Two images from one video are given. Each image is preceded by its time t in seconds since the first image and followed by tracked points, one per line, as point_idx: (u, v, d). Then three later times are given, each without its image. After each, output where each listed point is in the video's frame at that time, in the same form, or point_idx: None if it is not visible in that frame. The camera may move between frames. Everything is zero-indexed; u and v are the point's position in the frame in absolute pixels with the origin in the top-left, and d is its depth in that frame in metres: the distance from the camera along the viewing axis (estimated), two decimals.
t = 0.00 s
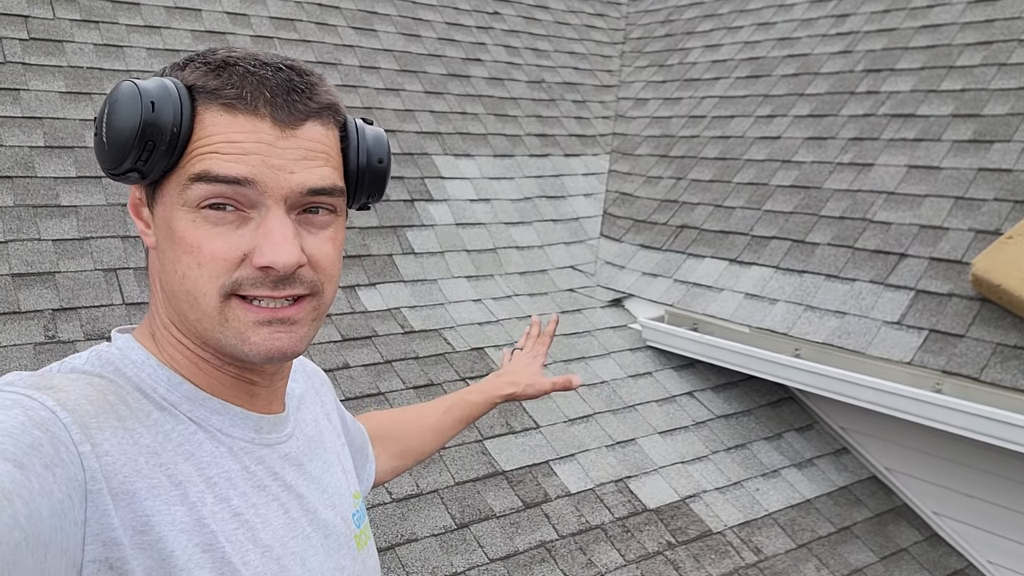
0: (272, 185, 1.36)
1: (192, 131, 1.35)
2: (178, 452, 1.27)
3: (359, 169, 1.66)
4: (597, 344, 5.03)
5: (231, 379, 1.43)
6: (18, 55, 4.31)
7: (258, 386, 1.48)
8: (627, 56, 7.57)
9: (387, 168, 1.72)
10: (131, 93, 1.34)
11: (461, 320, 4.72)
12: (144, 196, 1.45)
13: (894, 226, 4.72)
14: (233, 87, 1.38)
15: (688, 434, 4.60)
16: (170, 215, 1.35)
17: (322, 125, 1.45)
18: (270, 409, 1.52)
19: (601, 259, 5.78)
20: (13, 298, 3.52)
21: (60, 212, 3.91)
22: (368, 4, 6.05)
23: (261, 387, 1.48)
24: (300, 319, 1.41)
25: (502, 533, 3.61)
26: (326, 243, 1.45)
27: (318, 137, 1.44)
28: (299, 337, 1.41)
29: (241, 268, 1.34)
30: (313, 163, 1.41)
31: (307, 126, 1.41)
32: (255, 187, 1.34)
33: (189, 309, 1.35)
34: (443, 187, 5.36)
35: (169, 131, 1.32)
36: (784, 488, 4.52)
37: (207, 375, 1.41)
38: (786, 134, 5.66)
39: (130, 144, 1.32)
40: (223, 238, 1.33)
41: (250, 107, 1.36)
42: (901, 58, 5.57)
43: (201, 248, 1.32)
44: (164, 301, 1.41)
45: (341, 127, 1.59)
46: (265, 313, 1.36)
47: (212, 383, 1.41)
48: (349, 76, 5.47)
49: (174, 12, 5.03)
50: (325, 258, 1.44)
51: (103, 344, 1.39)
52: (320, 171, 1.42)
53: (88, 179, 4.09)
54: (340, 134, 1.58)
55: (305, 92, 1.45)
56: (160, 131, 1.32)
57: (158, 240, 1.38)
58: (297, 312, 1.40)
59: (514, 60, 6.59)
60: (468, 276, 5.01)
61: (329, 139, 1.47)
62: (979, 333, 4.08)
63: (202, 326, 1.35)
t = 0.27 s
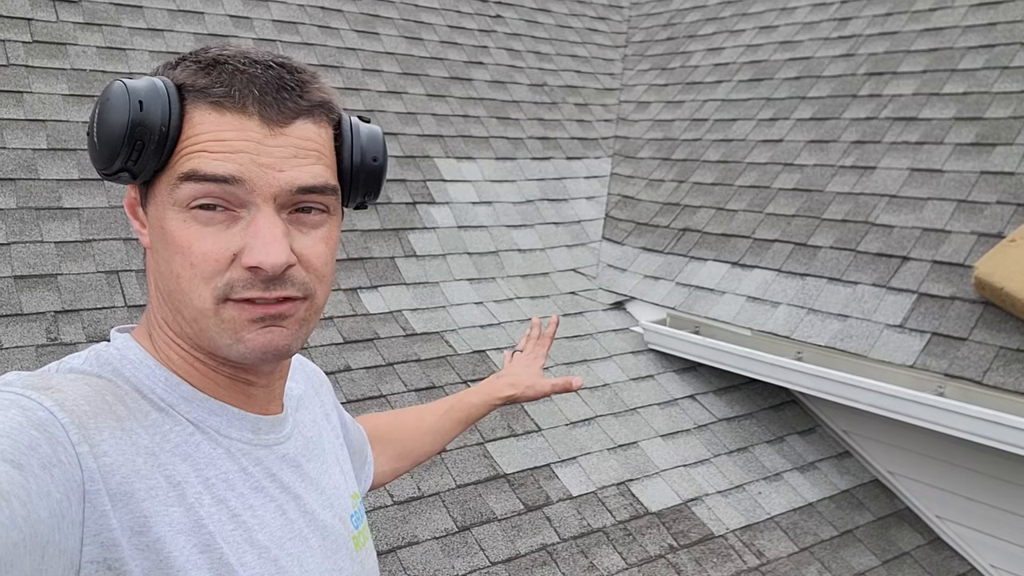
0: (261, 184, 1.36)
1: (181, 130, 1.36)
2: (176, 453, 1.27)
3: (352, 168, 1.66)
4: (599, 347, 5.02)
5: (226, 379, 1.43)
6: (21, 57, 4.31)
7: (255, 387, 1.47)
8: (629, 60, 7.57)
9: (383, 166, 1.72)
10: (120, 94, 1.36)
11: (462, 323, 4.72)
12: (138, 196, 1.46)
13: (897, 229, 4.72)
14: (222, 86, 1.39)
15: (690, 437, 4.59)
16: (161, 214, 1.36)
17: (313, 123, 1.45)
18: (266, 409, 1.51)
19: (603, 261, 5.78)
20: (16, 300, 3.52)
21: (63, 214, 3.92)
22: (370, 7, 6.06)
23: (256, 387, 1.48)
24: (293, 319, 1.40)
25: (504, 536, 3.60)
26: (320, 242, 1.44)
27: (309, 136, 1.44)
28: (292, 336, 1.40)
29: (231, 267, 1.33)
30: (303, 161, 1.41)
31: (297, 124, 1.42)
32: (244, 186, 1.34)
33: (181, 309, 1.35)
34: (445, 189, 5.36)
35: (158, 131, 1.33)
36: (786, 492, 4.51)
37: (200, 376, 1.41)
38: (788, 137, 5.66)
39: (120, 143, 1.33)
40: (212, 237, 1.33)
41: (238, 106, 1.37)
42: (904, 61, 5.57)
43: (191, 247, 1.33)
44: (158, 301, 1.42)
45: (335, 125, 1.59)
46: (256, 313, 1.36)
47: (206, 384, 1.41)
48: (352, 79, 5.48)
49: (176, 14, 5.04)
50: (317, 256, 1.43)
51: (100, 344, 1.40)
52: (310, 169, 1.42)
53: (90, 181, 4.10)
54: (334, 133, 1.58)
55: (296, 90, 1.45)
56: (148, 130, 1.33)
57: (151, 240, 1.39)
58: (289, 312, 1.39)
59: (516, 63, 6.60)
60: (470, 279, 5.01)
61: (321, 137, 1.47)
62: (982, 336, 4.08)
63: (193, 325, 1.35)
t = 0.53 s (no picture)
0: (257, 181, 1.36)
1: (178, 127, 1.37)
2: (175, 449, 1.27)
3: (351, 165, 1.66)
4: (601, 348, 5.02)
5: (222, 378, 1.42)
6: (24, 58, 4.32)
7: (252, 386, 1.47)
8: (631, 61, 7.58)
9: (382, 164, 1.72)
10: (117, 90, 1.37)
11: (465, 324, 4.72)
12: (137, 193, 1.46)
13: (899, 230, 4.71)
14: (218, 82, 1.39)
15: (692, 438, 4.59)
16: (158, 211, 1.36)
17: (311, 120, 1.45)
18: (265, 407, 1.51)
19: (605, 263, 5.78)
20: (18, 300, 3.53)
21: (65, 215, 3.93)
22: (372, 8, 6.07)
23: (253, 386, 1.48)
24: (288, 318, 1.39)
25: (506, 537, 3.60)
26: (316, 241, 1.44)
27: (306, 133, 1.44)
28: (287, 336, 1.40)
29: (226, 265, 1.33)
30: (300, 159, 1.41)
31: (293, 121, 1.42)
32: (239, 183, 1.34)
33: (177, 305, 1.35)
34: (447, 191, 5.37)
35: (153, 127, 1.34)
36: (788, 493, 4.50)
37: (196, 374, 1.40)
38: (790, 139, 5.66)
39: (116, 139, 1.34)
40: (208, 235, 1.33)
41: (235, 102, 1.37)
42: (906, 62, 5.57)
43: (186, 244, 1.33)
44: (155, 298, 1.42)
45: (334, 122, 1.59)
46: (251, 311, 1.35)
47: (203, 381, 1.41)
48: (354, 80, 5.49)
49: (179, 16, 5.05)
50: (313, 255, 1.43)
51: (99, 340, 1.40)
52: (307, 167, 1.42)
53: (92, 182, 4.11)
54: (332, 131, 1.58)
55: (293, 87, 1.45)
56: (145, 127, 1.34)
57: (149, 237, 1.39)
58: (284, 311, 1.38)
59: (518, 64, 6.60)
60: (472, 280, 5.01)
61: (318, 134, 1.47)
62: (985, 337, 4.07)
63: (188, 322, 1.35)
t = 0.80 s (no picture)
0: (262, 179, 1.36)
1: (185, 125, 1.37)
2: (177, 448, 1.27)
3: (356, 165, 1.66)
4: (603, 350, 5.01)
5: (226, 374, 1.43)
6: (26, 61, 4.33)
7: (256, 383, 1.48)
8: (633, 63, 7.58)
9: (387, 165, 1.71)
10: (125, 86, 1.36)
11: (467, 326, 4.71)
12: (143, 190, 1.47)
13: (902, 231, 4.71)
14: (225, 80, 1.39)
15: (694, 441, 4.58)
16: (164, 207, 1.36)
17: (316, 119, 1.45)
18: (268, 406, 1.51)
19: (607, 265, 5.78)
20: (20, 302, 3.53)
21: (68, 217, 3.93)
22: (374, 11, 6.08)
23: (257, 384, 1.48)
24: (291, 317, 1.39)
25: (508, 539, 3.59)
26: (320, 239, 1.44)
27: (312, 132, 1.43)
28: (290, 334, 1.40)
29: (230, 262, 1.33)
30: (305, 158, 1.41)
31: (300, 119, 1.41)
32: (244, 181, 1.34)
33: (181, 302, 1.36)
34: (449, 193, 5.36)
35: (160, 124, 1.34)
36: (791, 495, 4.49)
37: (201, 370, 1.41)
38: (792, 140, 5.66)
39: (124, 136, 1.34)
40: (212, 232, 1.33)
41: (241, 100, 1.37)
42: (908, 64, 5.57)
43: (191, 242, 1.33)
44: (161, 293, 1.42)
45: (340, 122, 1.59)
46: (255, 309, 1.36)
47: (207, 378, 1.41)
48: (356, 82, 5.49)
49: (181, 18, 5.05)
50: (317, 253, 1.42)
51: (104, 338, 1.41)
52: (312, 165, 1.41)
53: (95, 184, 4.11)
54: (339, 130, 1.58)
55: (299, 85, 1.44)
56: (151, 123, 1.34)
57: (154, 233, 1.39)
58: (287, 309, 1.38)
59: (520, 66, 6.61)
60: (474, 282, 5.01)
61: (324, 132, 1.47)
62: (988, 338, 4.06)
63: (193, 319, 1.36)
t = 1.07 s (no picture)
0: (262, 176, 1.35)
1: (185, 122, 1.36)
2: (175, 447, 1.26)
3: (355, 162, 1.65)
4: (604, 352, 5.00)
5: (225, 373, 1.42)
6: (26, 63, 4.33)
7: (255, 382, 1.47)
8: (633, 65, 7.58)
9: (386, 162, 1.70)
10: (125, 84, 1.36)
11: (467, 328, 4.71)
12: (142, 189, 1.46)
13: (902, 233, 4.70)
14: (225, 77, 1.38)
15: (695, 443, 4.57)
16: (164, 205, 1.36)
17: (316, 116, 1.44)
18: (267, 406, 1.50)
19: (607, 267, 5.78)
20: (20, 305, 3.52)
21: (67, 219, 3.92)
22: (374, 13, 6.08)
23: (257, 382, 1.47)
24: (291, 314, 1.38)
25: (508, 542, 3.58)
26: (320, 236, 1.43)
27: (312, 129, 1.43)
28: (290, 332, 1.39)
29: (231, 260, 1.32)
30: (305, 155, 1.40)
31: (299, 117, 1.41)
32: (244, 178, 1.33)
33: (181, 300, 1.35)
34: (449, 195, 5.36)
35: (160, 121, 1.34)
36: (793, 497, 4.48)
37: (200, 369, 1.40)
38: (792, 142, 5.66)
39: (124, 133, 1.33)
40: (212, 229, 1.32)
41: (241, 97, 1.36)
42: (908, 66, 5.56)
43: (191, 239, 1.32)
44: (160, 292, 1.42)
45: (338, 120, 1.58)
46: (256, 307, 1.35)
47: (206, 377, 1.41)
48: (356, 84, 5.48)
49: (181, 21, 5.05)
50: (317, 251, 1.42)
51: (103, 338, 1.40)
52: (311, 163, 1.41)
53: (94, 186, 4.11)
54: (337, 128, 1.57)
55: (299, 83, 1.44)
56: (151, 121, 1.33)
57: (154, 232, 1.39)
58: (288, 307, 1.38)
59: (520, 68, 6.61)
60: (475, 284, 5.00)
61: (323, 130, 1.46)
62: (990, 340, 4.05)
63: (193, 317, 1.35)
